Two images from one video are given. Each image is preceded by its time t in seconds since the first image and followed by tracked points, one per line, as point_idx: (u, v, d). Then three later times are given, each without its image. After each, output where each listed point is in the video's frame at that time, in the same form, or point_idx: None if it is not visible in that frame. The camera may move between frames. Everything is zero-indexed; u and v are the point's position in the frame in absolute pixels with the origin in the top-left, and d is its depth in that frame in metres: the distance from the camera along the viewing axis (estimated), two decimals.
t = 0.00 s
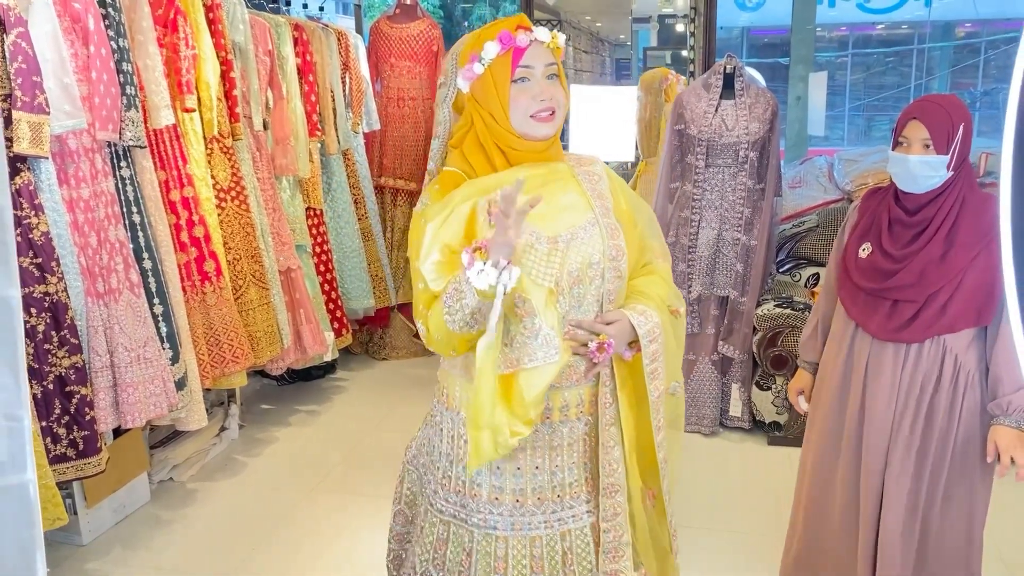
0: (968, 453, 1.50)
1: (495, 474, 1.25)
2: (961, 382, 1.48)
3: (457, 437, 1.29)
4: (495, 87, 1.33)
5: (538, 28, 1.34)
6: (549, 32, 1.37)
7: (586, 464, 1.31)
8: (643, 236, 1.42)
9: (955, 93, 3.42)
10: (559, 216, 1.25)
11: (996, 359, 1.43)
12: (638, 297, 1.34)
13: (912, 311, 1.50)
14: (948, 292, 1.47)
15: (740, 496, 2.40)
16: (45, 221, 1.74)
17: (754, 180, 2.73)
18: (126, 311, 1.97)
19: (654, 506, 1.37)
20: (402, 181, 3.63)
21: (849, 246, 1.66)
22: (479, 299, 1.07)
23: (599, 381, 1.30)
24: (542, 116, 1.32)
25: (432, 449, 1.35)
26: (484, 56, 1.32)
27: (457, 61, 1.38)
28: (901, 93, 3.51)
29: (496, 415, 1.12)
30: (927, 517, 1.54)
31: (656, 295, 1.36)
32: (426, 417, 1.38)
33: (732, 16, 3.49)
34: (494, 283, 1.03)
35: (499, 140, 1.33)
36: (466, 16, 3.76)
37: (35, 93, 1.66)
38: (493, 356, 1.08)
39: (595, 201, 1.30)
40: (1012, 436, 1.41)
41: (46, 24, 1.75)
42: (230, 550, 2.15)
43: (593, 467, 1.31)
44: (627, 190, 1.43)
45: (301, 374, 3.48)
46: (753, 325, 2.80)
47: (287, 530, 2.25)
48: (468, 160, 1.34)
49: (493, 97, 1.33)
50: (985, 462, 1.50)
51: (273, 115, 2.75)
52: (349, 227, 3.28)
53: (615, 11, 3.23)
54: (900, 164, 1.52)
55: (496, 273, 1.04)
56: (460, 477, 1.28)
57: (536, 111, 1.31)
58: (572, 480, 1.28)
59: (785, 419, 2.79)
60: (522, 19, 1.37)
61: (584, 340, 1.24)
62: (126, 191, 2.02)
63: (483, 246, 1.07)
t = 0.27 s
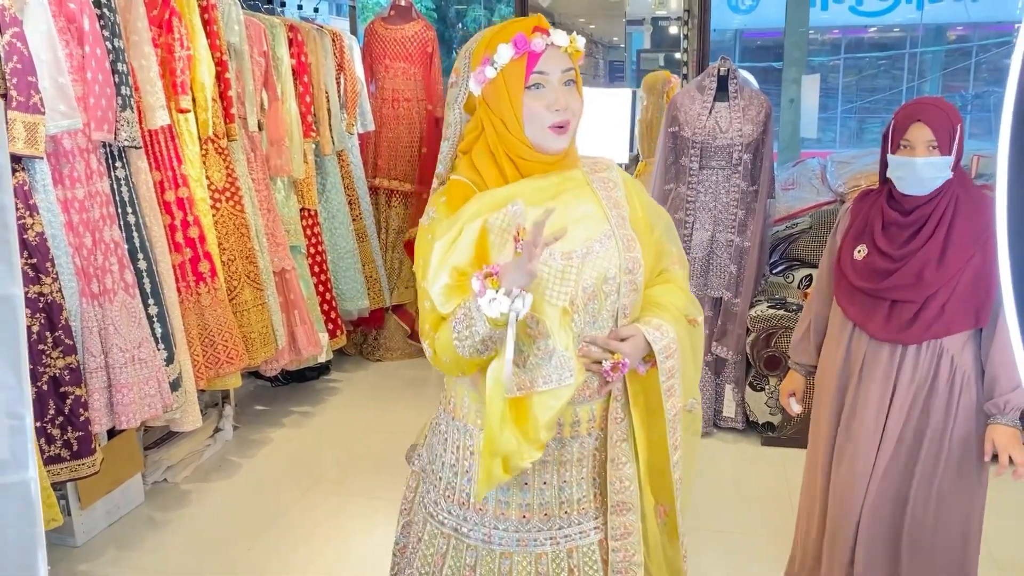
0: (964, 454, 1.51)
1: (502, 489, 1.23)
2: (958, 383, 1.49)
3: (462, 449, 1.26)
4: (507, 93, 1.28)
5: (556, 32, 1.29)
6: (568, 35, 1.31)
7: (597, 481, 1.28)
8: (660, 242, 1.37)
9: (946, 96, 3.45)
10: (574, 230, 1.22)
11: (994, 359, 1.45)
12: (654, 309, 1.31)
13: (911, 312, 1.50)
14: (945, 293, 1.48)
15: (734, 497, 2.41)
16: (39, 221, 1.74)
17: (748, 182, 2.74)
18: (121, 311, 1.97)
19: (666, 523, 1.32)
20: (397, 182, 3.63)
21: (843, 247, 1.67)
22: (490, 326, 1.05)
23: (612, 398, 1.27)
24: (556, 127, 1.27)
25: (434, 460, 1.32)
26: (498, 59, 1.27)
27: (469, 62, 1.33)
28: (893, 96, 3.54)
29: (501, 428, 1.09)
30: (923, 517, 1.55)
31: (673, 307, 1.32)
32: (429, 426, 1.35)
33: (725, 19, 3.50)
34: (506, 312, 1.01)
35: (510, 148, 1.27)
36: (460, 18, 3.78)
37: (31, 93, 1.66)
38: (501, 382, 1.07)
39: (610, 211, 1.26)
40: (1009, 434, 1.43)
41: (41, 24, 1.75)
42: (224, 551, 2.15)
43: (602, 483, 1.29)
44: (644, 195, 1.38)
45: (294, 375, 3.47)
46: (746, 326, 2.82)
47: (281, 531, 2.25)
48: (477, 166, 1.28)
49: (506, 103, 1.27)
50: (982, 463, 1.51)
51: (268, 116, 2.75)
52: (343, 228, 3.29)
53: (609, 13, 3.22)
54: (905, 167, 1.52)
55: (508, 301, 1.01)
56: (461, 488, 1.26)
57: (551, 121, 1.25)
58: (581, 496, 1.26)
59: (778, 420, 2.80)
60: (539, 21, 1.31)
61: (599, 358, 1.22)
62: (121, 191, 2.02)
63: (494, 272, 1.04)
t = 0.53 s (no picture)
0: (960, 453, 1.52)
1: (502, 496, 1.23)
2: (954, 382, 1.50)
3: (462, 455, 1.26)
4: (517, 97, 1.25)
5: (571, 35, 1.26)
6: (582, 39, 1.29)
7: (597, 488, 1.29)
8: (667, 246, 1.38)
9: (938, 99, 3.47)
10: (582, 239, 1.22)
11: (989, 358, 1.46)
12: (659, 317, 1.31)
13: (908, 314, 1.51)
14: (943, 294, 1.48)
15: (727, 499, 2.42)
16: (33, 221, 1.73)
17: (741, 184, 2.76)
18: (114, 312, 1.96)
19: (667, 530, 1.32)
20: (390, 183, 3.63)
21: (836, 249, 1.66)
22: (510, 325, 1.04)
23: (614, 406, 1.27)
24: (568, 135, 1.25)
25: (433, 463, 1.31)
26: (509, 64, 1.24)
27: (478, 63, 1.30)
28: (886, 98, 3.56)
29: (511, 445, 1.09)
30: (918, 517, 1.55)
31: (677, 317, 1.31)
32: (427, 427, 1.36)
33: (719, 21, 3.52)
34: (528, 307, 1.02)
35: (519, 154, 1.26)
36: (454, 19, 3.78)
37: (24, 93, 1.65)
38: (517, 387, 1.06)
39: (619, 217, 1.27)
40: (1003, 432, 1.45)
41: (35, 24, 1.74)
42: (218, 553, 2.14)
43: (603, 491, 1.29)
44: (652, 200, 1.38)
45: (288, 377, 3.46)
46: (739, 328, 2.84)
47: (275, 533, 2.25)
48: (485, 171, 1.27)
49: (515, 108, 1.25)
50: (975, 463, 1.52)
51: (262, 116, 2.75)
52: (337, 229, 3.28)
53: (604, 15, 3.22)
54: (901, 170, 1.53)
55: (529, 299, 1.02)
56: (459, 493, 1.26)
57: (563, 128, 1.24)
58: (581, 504, 1.26)
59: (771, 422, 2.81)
60: (552, 23, 1.29)
61: (603, 368, 1.22)
62: (114, 191, 2.01)
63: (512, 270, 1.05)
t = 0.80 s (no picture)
0: (953, 455, 1.53)
1: (495, 506, 1.22)
2: (948, 385, 1.50)
3: (455, 463, 1.25)
4: (514, 103, 1.24)
5: (568, 42, 1.26)
6: (579, 45, 1.28)
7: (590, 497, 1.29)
8: (663, 254, 1.37)
9: (932, 103, 3.49)
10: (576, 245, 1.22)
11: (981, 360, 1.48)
12: (653, 325, 1.31)
13: (903, 321, 1.51)
14: (937, 300, 1.49)
15: (719, 502, 2.42)
16: (23, 224, 1.72)
17: (734, 188, 2.77)
18: (105, 315, 1.95)
19: (660, 537, 1.33)
20: (384, 186, 3.63)
21: (828, 254, 1.66)
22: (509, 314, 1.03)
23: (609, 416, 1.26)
24: (567, 142, 1.25)
25: (425, 470, 1.31)
26: (505, 71, 1.24)
27: (474, 69, 1.29)
28: (880, 101, 3.58)
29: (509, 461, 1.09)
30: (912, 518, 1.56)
31: (672, 324, 1.31)
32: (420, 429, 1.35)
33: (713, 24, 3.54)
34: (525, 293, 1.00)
35: (516, 162, 1.25)
36: (448, 22, 3.79)
37: (15, 95, 1.65)
38: (520, 381, 1.06)
39: (616, 225, 1.27)
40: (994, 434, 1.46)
41: (26, 26, 1.73)
42: (210, 557, 2.14)
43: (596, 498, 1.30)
44: (648, 206, 1.38)
45: (280, 379, 3.46)
46: (732, 331, 2.85)
47: (267, 537, 2.24)
48: (479, 178, 1.26)
49: (513, 115, 1.24)
50: (966, 466, 1.54)
51: (255, 118, 2.74)
52: (330, 231, 3.28)
53: (598, 19, 3.23)
54: (891, 176, 1.53)
55: (526, 286, 1.01)
56: (452, 502, 1.25)
57: (562, 136, 1.24)
58: (574, 512, 1.26)
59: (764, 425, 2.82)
60: (549, 30, 1.28)
61: (599, 376, 1.22)
62: (106, 193, 2.01)
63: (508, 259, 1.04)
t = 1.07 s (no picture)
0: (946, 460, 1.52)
1: (487, 512, 1.22)
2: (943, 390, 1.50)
3: (446, 470, 1.24)
4: (506, 114, 1.25)
5: (560, 49, 1.26)
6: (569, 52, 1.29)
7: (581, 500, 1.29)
8: (645, 256, 1.38)
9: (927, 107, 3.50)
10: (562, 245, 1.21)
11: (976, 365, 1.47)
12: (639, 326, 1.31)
13: (897, 327, 1.52)
14: (930, 307, 1.50)
15: (712, 506, 2.42)
16: (12, 226, 1.72)
17: (727, 192, 2.76)
18: (95, 318, 1.95)
19: (650, 539, 1.33)
20: (378, 189, 3.62)
21: (820, 260, 1.66)
22: (518, 313, 1.05)
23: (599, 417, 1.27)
24: (559, 150, 1.26)
25: (415, 478, 1.29)
26: (498, 79, 1.23)
27: (462, 76, 1.28)
28: (877, 105, 3.58)
29: (509, 471, 1.10)
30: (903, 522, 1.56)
31: (656, 324, 1.31)
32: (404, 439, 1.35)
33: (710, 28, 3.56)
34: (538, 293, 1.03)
35: (506, 169, 1.26)
36: (443, 24, 3.79)
37: (5, 97, 1.64)
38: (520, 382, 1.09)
39: (602, 226, 1.29)
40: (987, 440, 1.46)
41: (16, 29, 1.73)
42: (201, 561, 2.13)
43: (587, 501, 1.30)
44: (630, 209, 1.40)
45: (274, 383, 3.45)
46: (725, 335, 2.85)
47: (259, 541, 2.23)
48: (467, 182, 1.26)
49: (504, 124, 1.25)
50: (961, 472, 1.53)
51: (248, 121, 2.74)
52: (324, 234, 3.27)
53: (595, 22, 3.25)
54: (883, 181, 1.54)
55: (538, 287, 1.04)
56: (443, 512, 1.24)
57: (553, 144, 1.25)
58: (566, 517, 1.25)
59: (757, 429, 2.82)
60: (540, 36, 1.28)
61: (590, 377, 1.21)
62: (96, 196, 2.00)
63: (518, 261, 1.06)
